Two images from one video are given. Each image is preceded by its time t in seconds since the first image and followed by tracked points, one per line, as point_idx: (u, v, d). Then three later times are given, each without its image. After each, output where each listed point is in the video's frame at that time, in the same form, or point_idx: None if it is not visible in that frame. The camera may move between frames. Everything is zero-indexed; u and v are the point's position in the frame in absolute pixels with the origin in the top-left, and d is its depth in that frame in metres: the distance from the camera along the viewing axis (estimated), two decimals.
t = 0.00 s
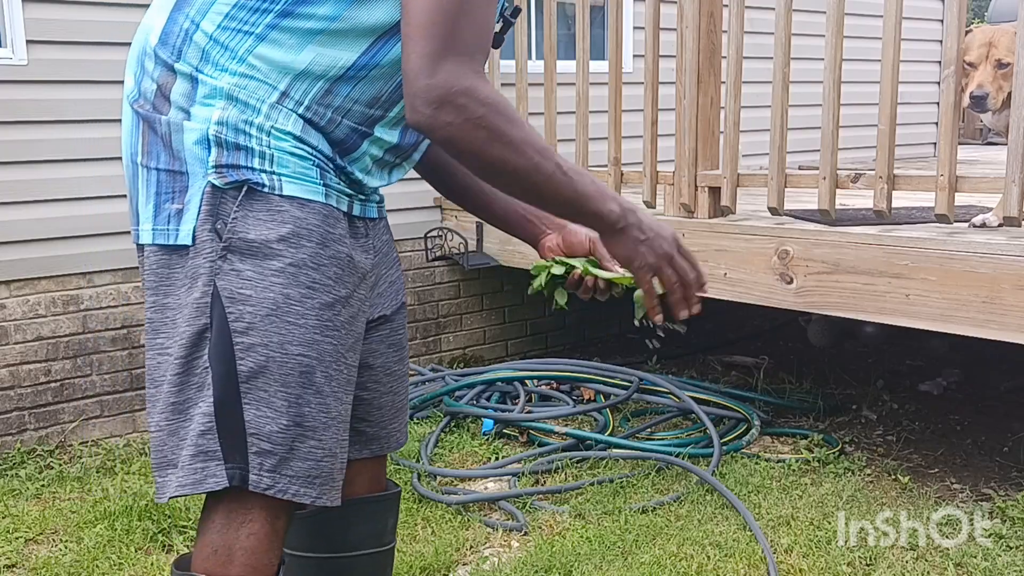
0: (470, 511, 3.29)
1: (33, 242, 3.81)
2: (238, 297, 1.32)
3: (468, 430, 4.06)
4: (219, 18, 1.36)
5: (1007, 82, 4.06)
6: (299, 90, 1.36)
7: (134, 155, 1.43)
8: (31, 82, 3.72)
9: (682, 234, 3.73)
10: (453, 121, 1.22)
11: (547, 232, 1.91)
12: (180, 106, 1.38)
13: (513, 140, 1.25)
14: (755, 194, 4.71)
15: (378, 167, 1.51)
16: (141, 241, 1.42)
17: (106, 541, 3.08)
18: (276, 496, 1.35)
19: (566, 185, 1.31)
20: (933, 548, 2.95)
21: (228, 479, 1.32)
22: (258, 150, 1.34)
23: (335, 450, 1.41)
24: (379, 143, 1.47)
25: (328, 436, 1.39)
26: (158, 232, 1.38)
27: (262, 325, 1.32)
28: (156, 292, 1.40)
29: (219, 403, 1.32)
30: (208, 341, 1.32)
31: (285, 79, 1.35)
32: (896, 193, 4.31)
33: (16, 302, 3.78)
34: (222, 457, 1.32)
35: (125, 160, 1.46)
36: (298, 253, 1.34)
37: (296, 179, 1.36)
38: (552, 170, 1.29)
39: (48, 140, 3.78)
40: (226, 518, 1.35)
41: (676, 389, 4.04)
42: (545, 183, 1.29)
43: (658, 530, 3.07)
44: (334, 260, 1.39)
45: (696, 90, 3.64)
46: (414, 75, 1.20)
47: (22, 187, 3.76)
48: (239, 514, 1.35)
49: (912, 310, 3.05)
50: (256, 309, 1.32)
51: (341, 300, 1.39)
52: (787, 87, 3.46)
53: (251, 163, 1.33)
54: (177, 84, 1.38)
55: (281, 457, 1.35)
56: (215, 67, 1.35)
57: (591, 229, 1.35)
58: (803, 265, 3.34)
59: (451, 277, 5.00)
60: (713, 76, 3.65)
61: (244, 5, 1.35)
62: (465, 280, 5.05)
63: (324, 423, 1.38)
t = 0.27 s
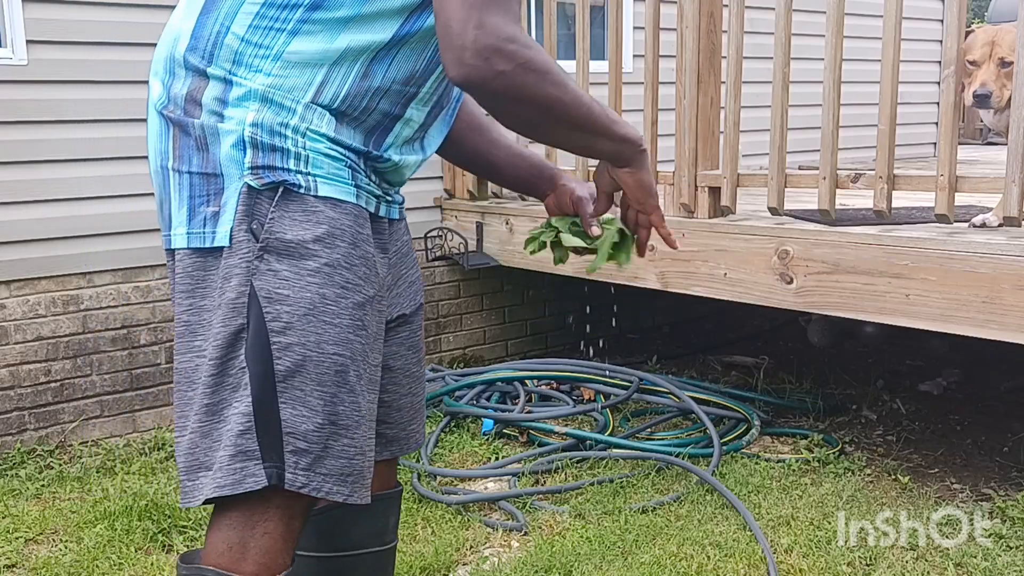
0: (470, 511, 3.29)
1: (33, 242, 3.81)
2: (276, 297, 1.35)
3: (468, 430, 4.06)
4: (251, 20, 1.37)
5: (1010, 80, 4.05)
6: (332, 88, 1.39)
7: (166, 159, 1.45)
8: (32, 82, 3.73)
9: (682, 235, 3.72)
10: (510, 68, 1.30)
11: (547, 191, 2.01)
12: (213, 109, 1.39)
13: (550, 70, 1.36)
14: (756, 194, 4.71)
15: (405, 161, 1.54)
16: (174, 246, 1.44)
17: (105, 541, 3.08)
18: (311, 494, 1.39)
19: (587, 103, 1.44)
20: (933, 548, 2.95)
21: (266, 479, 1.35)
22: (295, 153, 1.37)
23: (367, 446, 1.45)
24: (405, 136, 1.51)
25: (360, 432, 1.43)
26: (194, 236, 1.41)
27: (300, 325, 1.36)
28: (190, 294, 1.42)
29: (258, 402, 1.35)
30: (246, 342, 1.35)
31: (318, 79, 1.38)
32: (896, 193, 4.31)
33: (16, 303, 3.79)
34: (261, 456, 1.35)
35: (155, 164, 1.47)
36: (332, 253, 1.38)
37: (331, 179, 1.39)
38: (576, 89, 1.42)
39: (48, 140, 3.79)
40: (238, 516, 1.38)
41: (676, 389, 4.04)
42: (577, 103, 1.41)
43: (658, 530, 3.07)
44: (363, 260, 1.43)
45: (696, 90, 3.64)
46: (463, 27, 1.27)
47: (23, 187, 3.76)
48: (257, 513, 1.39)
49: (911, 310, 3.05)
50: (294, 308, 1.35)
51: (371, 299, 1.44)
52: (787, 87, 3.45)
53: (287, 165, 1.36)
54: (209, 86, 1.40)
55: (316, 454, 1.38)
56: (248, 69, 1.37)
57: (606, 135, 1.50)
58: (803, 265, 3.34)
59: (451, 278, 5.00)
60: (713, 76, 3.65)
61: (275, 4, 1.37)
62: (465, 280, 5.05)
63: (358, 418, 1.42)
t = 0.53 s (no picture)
0: (470, 511, 3.29)
1: (33, 243, 3.81)
2: (334, 293, 1.32)
3: (468, 430, 4.06)
4: (259, 21, 1.35)
5: (1010, 79, 4.05)
6: (349, 80, 1.37)
7: (191, 173, 1.41)
8: (31, 82, 3.73)
9: (682, 234, 3.72)
10: (480, 39, 1.27)
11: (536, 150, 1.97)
12: (234, 115, 1.37)
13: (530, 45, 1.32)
14: (755, 194, 4.71)
15: (422, 149, 1.54)
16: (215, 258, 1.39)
17: (106, 541, 3.08)
18: (407, 485, 1.37)
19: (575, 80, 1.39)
20: (933, 548, 2.95)
21: (356, 474, 1.32)
22: (325, 148, 1.35)
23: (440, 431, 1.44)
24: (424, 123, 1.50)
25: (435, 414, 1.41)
26: (235, 246, 1.37)
27: (361, 316, 1.33)
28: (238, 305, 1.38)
29: (334, 400, 1.32)
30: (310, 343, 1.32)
31: (335, 72, 1.36)
32: (896, 193, 4.31)
33: (16, 302, 3.79)
34: (347, 453, 1.32)
35: (182, 179, 1.44)
36: (380, 241, 1.37)
37: (362, 171, 1.38)
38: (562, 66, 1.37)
39: (48, 140, 3.78)
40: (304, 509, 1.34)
41: (676, 389, 4.03)
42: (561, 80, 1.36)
43: (658, 530, 3.07)
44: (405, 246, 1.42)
45: (696, 91, 3.64)
46: None
47: (23, 187, 3.76)
48: (326, 509, 1.35)
49: (912, 310, 3.05)
50: (354, 301, 1.33)
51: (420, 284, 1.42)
52: (787, 87, 3.46)
53: (318, 162, 1.35)
54: (227, 93, 1.38)
55: (404, 443, 1.36)
56: (264, 71, 1.35)
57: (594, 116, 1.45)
58: (803, 265, 3.34)
59: (451, 277, 5.00)
60: (713, 76, 3.65)
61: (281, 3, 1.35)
62: (465, 280, 5.05)
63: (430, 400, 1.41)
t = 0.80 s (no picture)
0: (470, 511, 3.29)
1: (33, 242, 3.81)
2: (302, 322, 1.31)
3: (468, 429, 4.06)
4: (235, 34, 1.33)
5: (1009, 78, 4.05)
6: (329, 94, 1.33)
7: (171, 193, 1.41)
8: (31, 82, 3.73)
9: (682, 234, 3.72)
10: (411, 38, 1.21)
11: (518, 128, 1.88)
12: (212, 134, 1.35)
13: (470, 42, 1.25)
14: (755, 194, 4.71)
15: (411, 158, 1.49)
16: (194, 280, 1.40)
17: (105, 541, 3.08)
18: (370, 512, 1.37)
19: (527, 78, 1.31)
20: (933, 548, 2.95)
21: (317, 503, 1.35)
22: (305, 169, 1.32)
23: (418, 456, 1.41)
24: (413, 132, 1.46)
25: (412, 440, 1.38)
26: (216, 270, 1.37)
27: (329, 346, 1.32)
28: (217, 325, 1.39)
29: (299, 428, 1.34)
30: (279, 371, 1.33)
31: (315, 85, 1.32)
32: (896, 193, 4.31)
33: (16, 302, 3.79)
34: (311, 482, 1.34)
35: (160, 197, 1.43)
36: (353, 267, 1.33)
37: (343, 189, 1.34)
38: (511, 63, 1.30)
39: (48, 140, 3.79)
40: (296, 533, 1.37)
41: (676, 389, 4.03)
42: (508, 78, 1.29)
43: (658, 530, 3.07)
44: (386, 268, 1.37)
45: (696, 91, 3.64)
46: None
47: (23, 187, 3.76)
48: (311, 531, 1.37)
49: (912, 310, 3.05)
50: (320, 331, 1.31)
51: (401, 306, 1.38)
52: (787, 87, 3.45)
53: (295, 184, 1.32)
54: (204, 109, 1.36)
55: (371, 473, 1.36)
56: (241, 84, 1.33)
57: (554, 113, 1.36)
58: (803, 265, 3.33)
59: (451, 277, 5.00)
60: (713, 76, 3.65)
61: (258, 13, 1.32)
62: (465, 280, 5.05)
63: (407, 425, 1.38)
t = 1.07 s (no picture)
0: (470, 511, 3.29)
1: (33, 242, 3.81)
2: (266, 332, 1.22)
3: (468, 429, 4.06)
4: (188, 37, 1.25)
5: (1010, 75, 4.05)
6: (292, 89, 1.23)
7: (148, 211, 1.34)
8: (31, 82, 3.73)
9: (682, 234, 3.72)
10: (339, 16, 1.10)
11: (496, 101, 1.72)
12: (178, 145, 1.27)
13: (408, 24, 1.13)
14: (755, 194, 4.71)
15: (395, 152, 1.40)
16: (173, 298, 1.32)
17: (105, 541, 3.08)
18: (331, 523, 1.30)
19: (475, 66, 1.19)
20: (933, 548, 2.95)
21: (284, 522, 1.27)
22: (273, 172, 1.23)
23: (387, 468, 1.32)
24: (391, 123, 1.37)
25: (380, 456, 1.30)
26: (191, 286, 1.28)
27: (295, 358, 1.23)
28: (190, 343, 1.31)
29: (261, 443, 1.24)
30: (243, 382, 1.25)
31: (276, 80, 1.23)
32: (896, 193, 4.31)
33: (16, 302, 3.78)
34: (274, 500, 1.25)
35: (140, 216, 1.37)
36: (322, 275, 1.24)
37: (315, 190, 1.25)
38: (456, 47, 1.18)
39: (48, 140, 3.78)
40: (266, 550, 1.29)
41: (676, 389, 4.03)
42: (450, 64, 1.17)
43: (658, 530, 3.07)
44: (360, 274, 1.28)
45: (696, 91, 3.64)
46: None
47: (23, 187, 3.76)
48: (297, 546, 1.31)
49: (912, 310, 3.05)
50: (285, 343, 1.22)
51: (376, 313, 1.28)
52: (787, 88, 3.46)
53: (262, 192, 1.23)
54: (169, 121, 1.28)
55: (328, 485, 1.28)
56: (200, 90, 1.25)
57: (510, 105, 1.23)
58: (803, 265, 3.34)
59: (451, 277, 5.00)
60: (713, 76, 3.65)
61: (209, 11, 1.24)
62: (465, 280, 5.05)
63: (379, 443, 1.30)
